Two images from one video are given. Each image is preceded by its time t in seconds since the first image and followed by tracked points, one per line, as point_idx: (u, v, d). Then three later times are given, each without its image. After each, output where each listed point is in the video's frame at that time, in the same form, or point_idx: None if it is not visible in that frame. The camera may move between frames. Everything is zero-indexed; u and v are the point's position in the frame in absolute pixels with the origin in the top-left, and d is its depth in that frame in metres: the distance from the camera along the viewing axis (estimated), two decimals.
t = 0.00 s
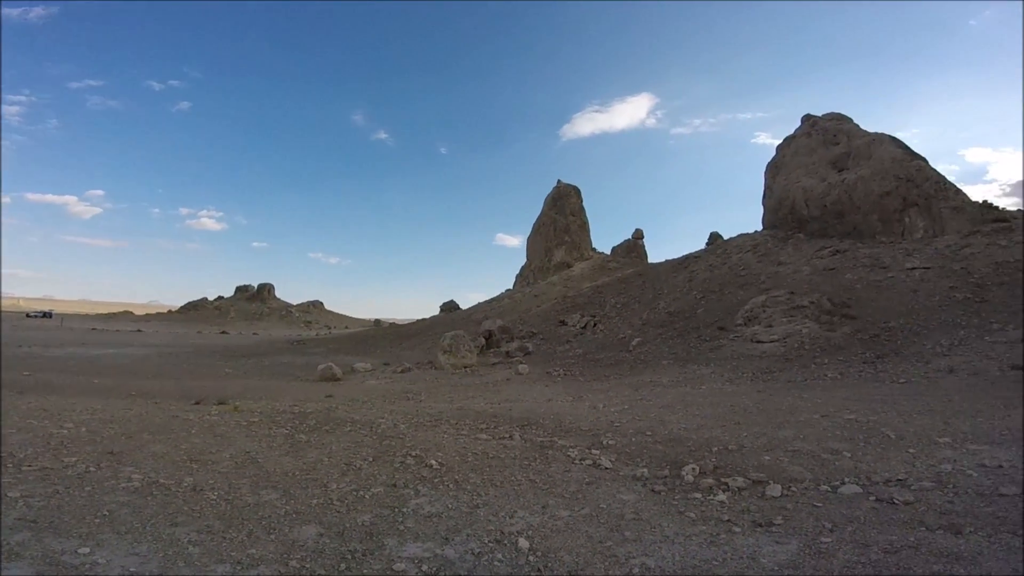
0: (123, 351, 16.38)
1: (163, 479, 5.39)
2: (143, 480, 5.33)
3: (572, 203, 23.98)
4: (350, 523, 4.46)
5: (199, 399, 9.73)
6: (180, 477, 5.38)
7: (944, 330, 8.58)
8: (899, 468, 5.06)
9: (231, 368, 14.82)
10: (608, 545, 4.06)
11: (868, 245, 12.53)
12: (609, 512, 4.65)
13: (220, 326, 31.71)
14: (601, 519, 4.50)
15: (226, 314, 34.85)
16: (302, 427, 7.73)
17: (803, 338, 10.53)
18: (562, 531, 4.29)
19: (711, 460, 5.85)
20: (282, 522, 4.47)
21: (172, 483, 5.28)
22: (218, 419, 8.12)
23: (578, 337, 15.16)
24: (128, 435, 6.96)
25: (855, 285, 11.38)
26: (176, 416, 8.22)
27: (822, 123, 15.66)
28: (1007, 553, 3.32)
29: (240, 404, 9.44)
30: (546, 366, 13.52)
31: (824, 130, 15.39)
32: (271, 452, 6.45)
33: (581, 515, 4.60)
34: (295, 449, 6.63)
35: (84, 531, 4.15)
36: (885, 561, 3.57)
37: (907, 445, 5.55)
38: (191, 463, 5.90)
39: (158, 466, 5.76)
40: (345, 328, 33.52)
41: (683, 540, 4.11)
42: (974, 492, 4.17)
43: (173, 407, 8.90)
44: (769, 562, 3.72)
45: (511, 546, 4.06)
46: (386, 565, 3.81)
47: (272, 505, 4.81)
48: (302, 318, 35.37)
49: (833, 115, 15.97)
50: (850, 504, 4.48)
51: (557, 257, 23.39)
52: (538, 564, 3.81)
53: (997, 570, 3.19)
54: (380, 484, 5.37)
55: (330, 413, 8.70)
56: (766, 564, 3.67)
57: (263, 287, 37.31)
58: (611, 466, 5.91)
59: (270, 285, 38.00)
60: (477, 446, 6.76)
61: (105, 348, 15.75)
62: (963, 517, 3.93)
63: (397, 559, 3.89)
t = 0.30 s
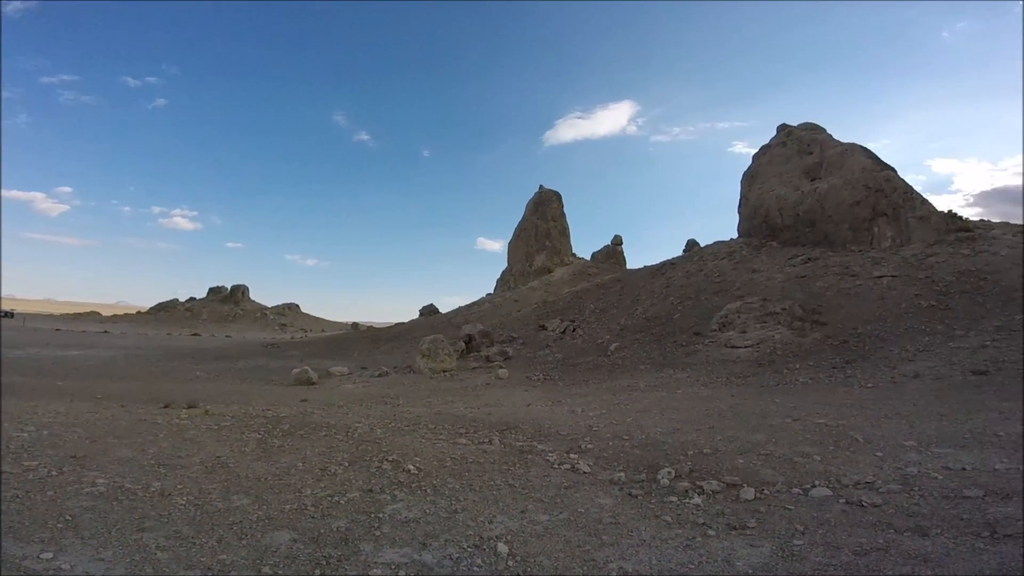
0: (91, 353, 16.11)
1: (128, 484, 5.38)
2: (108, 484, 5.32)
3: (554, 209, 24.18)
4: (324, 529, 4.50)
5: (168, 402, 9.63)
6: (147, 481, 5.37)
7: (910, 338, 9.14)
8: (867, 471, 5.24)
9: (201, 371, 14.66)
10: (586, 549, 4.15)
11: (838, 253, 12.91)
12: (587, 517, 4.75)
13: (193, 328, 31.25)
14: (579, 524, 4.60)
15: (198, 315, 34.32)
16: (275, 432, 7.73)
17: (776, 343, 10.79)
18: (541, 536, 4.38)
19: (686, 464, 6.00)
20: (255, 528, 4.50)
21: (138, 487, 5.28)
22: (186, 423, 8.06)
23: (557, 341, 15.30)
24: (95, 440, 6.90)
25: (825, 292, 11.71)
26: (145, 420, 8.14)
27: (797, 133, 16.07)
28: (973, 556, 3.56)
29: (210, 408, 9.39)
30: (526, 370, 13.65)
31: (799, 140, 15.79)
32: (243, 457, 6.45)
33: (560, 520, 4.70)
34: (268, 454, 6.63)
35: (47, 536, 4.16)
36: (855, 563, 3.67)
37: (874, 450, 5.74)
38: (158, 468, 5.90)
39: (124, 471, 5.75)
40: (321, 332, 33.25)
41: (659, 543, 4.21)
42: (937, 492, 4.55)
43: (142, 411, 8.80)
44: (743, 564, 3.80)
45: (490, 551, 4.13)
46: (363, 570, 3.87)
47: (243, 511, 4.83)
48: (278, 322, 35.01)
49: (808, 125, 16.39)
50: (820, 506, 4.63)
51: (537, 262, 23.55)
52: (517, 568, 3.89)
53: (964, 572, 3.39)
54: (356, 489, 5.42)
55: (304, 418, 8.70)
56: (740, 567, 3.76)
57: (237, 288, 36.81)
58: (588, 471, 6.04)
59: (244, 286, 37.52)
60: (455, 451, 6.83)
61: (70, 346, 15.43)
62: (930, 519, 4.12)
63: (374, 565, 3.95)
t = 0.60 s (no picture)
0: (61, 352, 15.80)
1: (97, 486, 5.33)
2: (76, 486, 5.27)
3: (538, 211, 24.29)
4: (302, 531, 4.51)
5: (140, 403, 9.49)
6: (117, 483, 5.31)
7: (882, 343, 9.55)
8: (840, 472, 5.38)
9: (176, 371, 14.47)
10: (567, 551, 4.22)
11: (815, 258, 13.18)
12: (568, 518, 4.82)
13: (167, 326, 30.75)
14: (561, 525, 4.67)
15: (174, 313, 33.81)
16: (251, 434, 7.69)
17: (754, 346, 10.98)
18: (523, 538, 4.44)
19: (665, 466, 6.10)
20: (230, 530, 4.50)
21: (107, 489, 5.23)
22: (158, 424, 7.97)
23: (540, 343, 15.38)
24: (63, 440, 6.80)
25: (801, 296, 11.95)
26: (117, 421, 8.02)
27: (776, 139, 16.34)
28: (944, 557, 3.69)
29: (185, 409, 9.30)
30: (509, 371, 13.77)
31: (778, 146, 16.06)
32: (218, 459, 6.41)
33: (541, 521, 4.77)
34: (244, 456, 6.59)
35: (14, 539, 4.13)
36: (830, 563, 3.78)
37: (846, 451, 5.90)
38: (129, 470, 5.85)
39: (93, 473, 5.69)
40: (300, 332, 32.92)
41: (639, 544, 4.29)
42: (908, 493, 4.72)
43: (113, 412, 8.67)
44: (722, 565, 3.90)
45: (472, 553, 4.18)
46: (342, 573, 3.89)
47: (218, 513, 4.82)
48: (256, 321, 34.61)
49: (787, 131, 16.66)
50: (795, 508, 4.75)
51: (521, 264, 23.62)
52: (498, 570, 3.95)
53: (934, 572, 3.51)
54: (334, 491, 5.41)
55: (282, 419, 8.66)
56: (717, 568, 3.85)
57: (214, 287, 36.31)
58: (570, 472, 6.11)
59: (222, 285, 37.04)
60: (437, 453, 6.86)
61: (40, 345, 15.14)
62: (901, 520, 4.26)
63: (353, 567, 3.97)
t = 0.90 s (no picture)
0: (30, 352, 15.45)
1: (67, 489, 5.24)
2: (45, 489, 5.18)
3: (521, 213, 24.36)
4: (280, 535, 4.49)
5: (112, 405, 9.32)
6: (86, 485, 5.23)
7: (856, 345, 9.78)
8: (815, 472, 5.50)
9: (148, 372, 14.23)
10: (550, 552, 4.26)
11: (791, 262, 13.43)
12: (551, 519, 4.87)
13: (140, 326, 30.17)
14: (543, 527, 4.72)
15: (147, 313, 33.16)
16: (228, 436, 7.60)
17: (731, 348, 11.14)
18: (505, 540, 4.47)
19: (645, 466, 6.18)
20: (206, 533, 4.46)
21: (78, 493, 5.15)
22: (130, 427, 7.84)
23: (522, 345, 15.43)
24: (32, 444, 6.66)
25: (778, 299, 12.16)
26: (88, 423, 7.88)
27: (755, 145, 16.63)
28: (916, 555, 3.80)
29: (158, 410, 9.17)
30: (491, 373, 13.77)
31: (757, 151, 16.34)
32: (192, 462, 6.34)
33: (524, 523, 4.82)
34: (220, 459, 6.52)
35: None
36: (805, 562, 3.87)
37: (821, 451, 6.03)
38: (101, 473, 5.76)
39: (62, 476, 5.59)
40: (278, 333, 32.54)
41: (619, 545, 4.35)
42: (880, 492, 4.85)
43: (84, 414, 8.50)
44: (700, 565, 3.97)
45: (454, 555, 4.20)
46: None
47: (194, 516, 4.77)
48: (233, 322, 34.13)
49: (766, 137, 16.93)
50: (771, 507, 4.84)
51: (504, 266, 23.65)
52: (480, 572, 3.98)
53: (905, 570, 3.61)
54: (314, 494, 5.38)
55: (258, 422, 8.57)
56: (696, 568, 3.93)
57: (190, 287, 35.77)
58: (551, 474, 6.16)
59: (197, 285, 36.45)
60: (418, 455, 6.86)
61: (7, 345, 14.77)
62: (874, 519, 4.38)
63: (332, 570, 3.97)
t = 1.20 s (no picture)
0: None
1: (37, 492, 5.14)
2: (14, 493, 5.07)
3: (506, 215, 24.40)
4: (258, 538, 4.45)
5: (84, 406, 9.14)
6: (56, 488, 5.13)
7: (831, 348, 9.97)
8: (791, 472, 5.60)
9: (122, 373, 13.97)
10: (533, 554, 4.29)
11: (769, 265, 13.64)
12: (534, 521, 4.89)
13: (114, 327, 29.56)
14: (526, 528, 4.74)
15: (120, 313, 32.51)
16: (203, 439, 7.50)
17: (711, 350, 11.27)
18: (489, 542, 4.49)
19: (626, 468, 6.24)
20: (182, 537, 4.42)
21: (48, 496, 5.06)
22: (102, 429, 7.69)
23: (506, 347, 15.45)
24: None
25: (756, 302, 12.35)
26: (59, 425, 7.71)
27: (736, 150, 16.85)
28: (890, 555, 3.89)
29: (131, 413, 9.01)
30: (475, 375, 13.75)
31: (737, 156, 16.57)
32: (166, 465, 6.25)
33: (507, 525, 4.83)
34: (196, 462, 6.43)
35: None
36: (783, 562, 3.94)
37: (797, 452, 6.14)
38: (72, 476, 5.65)
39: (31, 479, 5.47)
40: (257, 334, 32.14)
41: (602, 546, 4.39)
42: (855, 492, 4.96)
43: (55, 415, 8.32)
44: (681, 565, 4.02)
45: (437, 558, 4.21)
46: None
47: (169, 520, 4.72)
48: (210, 323, 33.64)
49: (747, 142, 17.18)
50: (749, 508, 4.92)
51: (488, 267, 23.67)
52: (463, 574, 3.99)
53: (879, 570, 3.70)
54: (293, 497, 5.34)
55: (235, 424, 8.47)
56: (677, 568, 3.98)
57: (166, 287, 35.19)
58: (534, 476, 6.19)
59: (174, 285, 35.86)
60: (401, 457, 6.84)
61: None
62: (849, 519, 4.48)
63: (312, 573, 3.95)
